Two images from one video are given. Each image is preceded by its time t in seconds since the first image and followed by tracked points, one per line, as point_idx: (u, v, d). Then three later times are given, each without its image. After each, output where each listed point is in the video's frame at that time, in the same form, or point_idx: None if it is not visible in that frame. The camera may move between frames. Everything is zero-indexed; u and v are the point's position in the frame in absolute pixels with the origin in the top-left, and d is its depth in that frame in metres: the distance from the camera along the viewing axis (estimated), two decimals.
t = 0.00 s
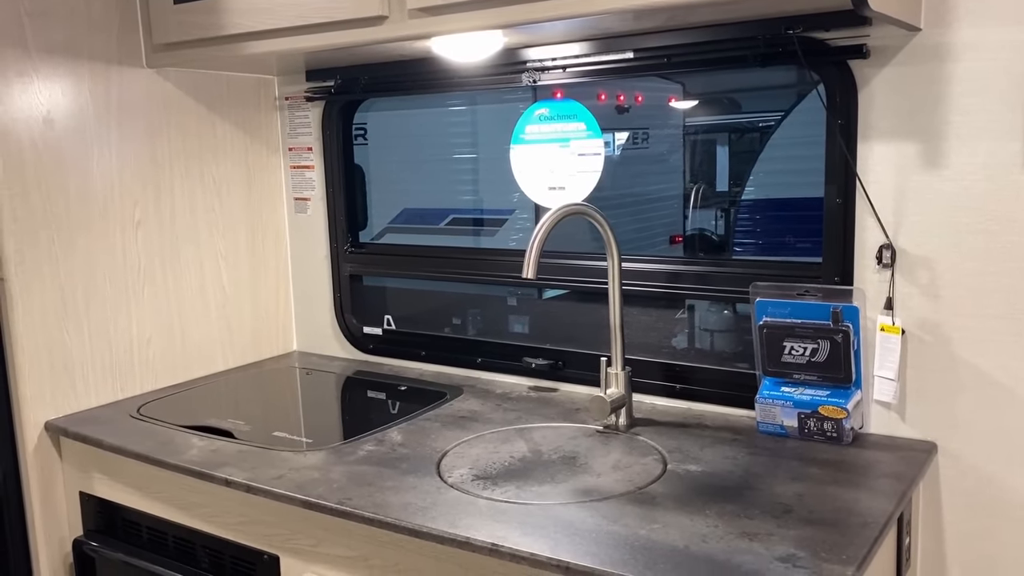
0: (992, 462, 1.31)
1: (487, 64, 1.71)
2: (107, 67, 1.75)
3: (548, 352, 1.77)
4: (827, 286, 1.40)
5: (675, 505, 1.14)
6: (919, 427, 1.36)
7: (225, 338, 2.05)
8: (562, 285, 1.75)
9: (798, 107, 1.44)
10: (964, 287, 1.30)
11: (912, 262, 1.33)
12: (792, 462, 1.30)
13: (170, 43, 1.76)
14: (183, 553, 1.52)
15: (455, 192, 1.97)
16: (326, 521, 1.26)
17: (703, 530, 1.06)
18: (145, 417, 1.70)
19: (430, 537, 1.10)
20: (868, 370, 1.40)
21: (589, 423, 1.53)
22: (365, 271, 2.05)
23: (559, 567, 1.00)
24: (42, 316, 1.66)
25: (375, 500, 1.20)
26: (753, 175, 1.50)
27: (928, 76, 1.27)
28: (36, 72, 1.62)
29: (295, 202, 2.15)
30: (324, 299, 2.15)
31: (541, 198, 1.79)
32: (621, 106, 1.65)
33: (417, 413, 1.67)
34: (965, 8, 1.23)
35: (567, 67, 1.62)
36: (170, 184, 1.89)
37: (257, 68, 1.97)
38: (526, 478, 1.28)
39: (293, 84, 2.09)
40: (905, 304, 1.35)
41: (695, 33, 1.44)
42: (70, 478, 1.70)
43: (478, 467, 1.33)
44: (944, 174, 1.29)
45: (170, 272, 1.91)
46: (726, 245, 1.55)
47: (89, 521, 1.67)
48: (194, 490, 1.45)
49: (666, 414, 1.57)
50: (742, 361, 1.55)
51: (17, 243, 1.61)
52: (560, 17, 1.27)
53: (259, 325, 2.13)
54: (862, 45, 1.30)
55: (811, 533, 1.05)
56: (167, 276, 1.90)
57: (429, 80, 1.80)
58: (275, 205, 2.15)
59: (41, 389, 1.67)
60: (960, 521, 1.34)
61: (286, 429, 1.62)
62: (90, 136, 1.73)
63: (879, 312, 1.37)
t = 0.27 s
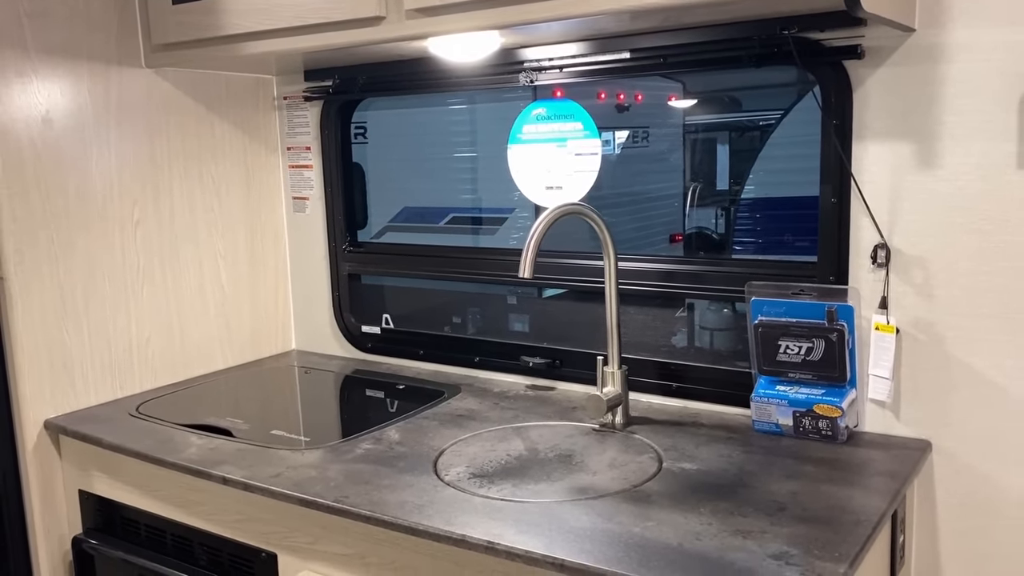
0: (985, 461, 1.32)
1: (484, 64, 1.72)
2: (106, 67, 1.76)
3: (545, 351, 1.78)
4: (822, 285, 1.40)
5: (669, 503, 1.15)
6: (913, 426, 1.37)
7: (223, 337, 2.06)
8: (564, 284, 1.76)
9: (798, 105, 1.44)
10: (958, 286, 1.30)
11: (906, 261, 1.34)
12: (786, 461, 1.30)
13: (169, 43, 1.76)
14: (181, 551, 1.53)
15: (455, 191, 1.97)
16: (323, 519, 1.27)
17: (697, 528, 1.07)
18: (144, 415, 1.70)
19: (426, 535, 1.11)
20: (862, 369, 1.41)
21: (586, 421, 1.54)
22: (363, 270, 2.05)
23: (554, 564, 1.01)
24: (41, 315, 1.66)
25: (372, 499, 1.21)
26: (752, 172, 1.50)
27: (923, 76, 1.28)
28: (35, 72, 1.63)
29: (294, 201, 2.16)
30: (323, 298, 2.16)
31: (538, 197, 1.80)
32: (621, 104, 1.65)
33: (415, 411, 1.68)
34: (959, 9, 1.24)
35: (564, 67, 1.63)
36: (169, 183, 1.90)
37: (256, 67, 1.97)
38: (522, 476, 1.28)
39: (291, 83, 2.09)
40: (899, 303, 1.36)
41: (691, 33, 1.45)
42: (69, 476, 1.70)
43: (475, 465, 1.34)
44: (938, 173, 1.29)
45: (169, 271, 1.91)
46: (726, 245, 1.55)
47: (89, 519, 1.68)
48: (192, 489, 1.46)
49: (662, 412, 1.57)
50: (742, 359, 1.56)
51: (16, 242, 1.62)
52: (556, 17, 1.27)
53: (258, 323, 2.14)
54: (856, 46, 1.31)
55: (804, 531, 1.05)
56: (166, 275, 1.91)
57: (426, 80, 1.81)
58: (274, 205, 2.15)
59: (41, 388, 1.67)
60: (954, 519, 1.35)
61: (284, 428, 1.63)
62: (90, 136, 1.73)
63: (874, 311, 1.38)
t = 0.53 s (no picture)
0: (977, 460, 1.33)
1: (480, 65, 1.73)
2: (105, 68, 1.77)
3: (541, 351, 1.79)
4: (814, 286, 1.41)
5: (662, 502, 1.16)
6: (905, 425, 1.38)
7: (222, 336, 2.07)
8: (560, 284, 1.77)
9: (797, 103, 1.44)
10: (949, 287, 1.32)
11: (898, 262, 1.35)
12: (779, 460, 1.31)
13: (167, 44, 1.77)
14: (179, 549, 1.54)
15: (454, 189, 1.97)
16: (320, 518, 1.28)
17: (689, 527, 1.08)
18: (143, 414, 1.72)
19: (421, 534, 1.12)
20: (855, 369, 1.42)
21: (581, 421, 1.55)
22: (361, 270, 2.06)
23: (547, 563, 1.02)
24: (40, 315, 1.67)
25: (368, 498, 1.22)
26: (752, 170, 1.50)
27: (915, 79, 1.29)
28: (34, 73, 1.64)
29: (292, 201, 2.17)
30: (321, 298, 2.17)
31: (534, 198, 1.81)
32: (621, 103, 1.64)
33: (412, 410, 1.69)
34: (950, 12, 1.25)
35: (560, 69, 1.64)
36: (168, 183, 1.91)
37: (254, 68, 1.98)
38: (517, 475, 1.30)
39: (289, 84, 2.10)
40: (891, 304, 1.37)
41: (685, 36, 1.46)
42: (69, 475, 1.72)
43: (470, 464, 1.35)
44: (930, 175, 1.30)
45: (168, 270, 1.93)
46: (726, 243, 1.56)
47: (88, 517, 1.69)
48: (190, 487, 1.47)
49: (657, 412, 1.59)
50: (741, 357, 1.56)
51: (15, 242, 1.63)
52: (550, 21, 1.28)
53: (257, 323, 2.15)
54: (849, 49, 1.32)
55: (794, 530, 1.07)
56: (165, 275, 1.92)
57: (423, 81, 1.82)
58: (272, 205, 2.16)
59: (41, 387, 1.69)
60: (945, 518, 1.36)
61: (282, 427, 1.64)
62: (89, 136, 1.74)
63: (866, 312, 1.39)
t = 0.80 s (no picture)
0: (974, 458, 1.33)
1: (479, 63, 1.73)
2: (105, 67, 1.77)
3: (540, 348, 1.80)
4: (812, 283, 1.42)
5: (659, 499, 1.17)
6: (903, 423, 1.39)
7: (223, 334, 2.08)
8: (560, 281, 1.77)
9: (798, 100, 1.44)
10: (946, 285, 1.32)
11: (895, 260, 1.35)
12: (776, 457, 1.32)
13: (167, 43, 1.78)
14: (180, 546, 1.55)
15: (456, 185, 1.97)
16: (319, 515, 1.28)
17: (685, 524, 1.09)
18: (144, 412, 1.72)
19: (419, 531, 1.13)
20: (853, 366, 1.42)
21: (579, 418, 1.55)
22: (361, 268, 2.07)
23: (543, 560, 1.03)
24: (42, 313, 1.68)
25: (366, 495, 1.23)
26: (755, 166, 1.50)
27: (912, 77, 1.29)
28: (34, 73, 1.65)
29: (293, 199, 2.18)
30: (321, 296, 2.17)
31: (533, 195, 1.81)
32: (624, 98, 1.64)
33: (412, 408, 1.70)
34: (947, 10, 1.25)
35: (559, 67, 1.64)
36: (168, 182, 1.92)
37: (253, 67, 1.99)
38: (515, 473, 1.30)
39: (289, 82, 2.11)
40: (889, 301, 1.37)
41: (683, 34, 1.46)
42: (70, 472, 1.72)
43: (468, 462, 1.35)
44: (927, 173, 1.30)
45: (169, 268, 1.93)
46: (729, 238, 1.55)
47: (90, 514, 1.70)
48: (191, 485, 1.48)
49: (655, 409, 1.59)
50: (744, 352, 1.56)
51: (16, 241, 1.64)
52: (548, 19, 1.28)
53: (257, 320, 2.16)
54: (846, 47, 1.32)
55: (790, 528, 1.07)
56: (166, 273, 1.93)
57: (422, 79, 1.82)
58: (272, 203, 2.17)
59: (42, 385, 1.70)
60: (942, 515, 1.36)
61: (282, 424, 1.65)
62: (89, 135, 1.75)
63: (863, 309, 1.40)
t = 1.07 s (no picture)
0: (976, 454, 1.33)
1: (481, 61, 1.73)
2: (110, 66, 1.78)
3: (544, 345, 1.81)
4: (814, 280, 1.42)
5: (660, 497, 1.17)
6: (905, 419, 1.39)
7: (228, 330, 2.09)
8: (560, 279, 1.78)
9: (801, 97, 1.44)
10: (948, 282, 1.32)
11: (897, 257, 1.35)
12: (778, 454, 1.32)
13: (171, 42, 1.78)
14: (187, 541, 1.56)
15: (461, 179, 1.98)
16: (323, 512, 1.30)
17: (686, 521, 1.09)
18: (150, 409, 1.74)
19: (422, 528, 1.13)
20: (855, 363, 1.42)
21: (582, 415, 1.56)
22: (365, 264, 2.08)
23: (544, 557, 1.03)
24: (48, 311, 1.70)
25: (370, 492, 1.24)
26: (762, 157, 1.49)
27: (914, 73, 1.29)
28: (39, 72, 1.66)
29: (297, 196, 2.19)
30: (326, 292, 2.18)
31: (537, 192, 1.81)
32: (630, 91, 1.64)
33: (416, 404, 1.71)
34: (949, 7, 1.24)
35: (561, 64, 1.64)
36: (173, 180, 1.93)
37: (257, 65, 2.00)
38: (517, 470, 1.31)
39: (293, 79, 2.11)
40: (891, 298, 1.37)
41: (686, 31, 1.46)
42: (78, 469, 1.74)
43: (471, 459, 1.36)
44: (928, 170, 1.30)
45: (174, 266, 1.94)
46: (735, 232, 1.54)
47: (98, 510, 1.72)
48: (197, 481, 1.49)
49: (658, 405, 1.59)
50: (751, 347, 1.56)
51: (23, 240, 1.65)
52: (549, 18, 1.29)
53: (263, 317, 2.17)
54: (848, 44, 1.32)
55: (790, 525, 1.08)
56: (171, 270, 1.94)
57: (425, 77, 1.83)
58: (277, 200, 2.18)
59: (50, 382, 1.71)
60: (944, 511, 1.37)
61: (287, 421, 1.66)
62: (94, 134, 1.76)
63: (866, 306, 1.40)
